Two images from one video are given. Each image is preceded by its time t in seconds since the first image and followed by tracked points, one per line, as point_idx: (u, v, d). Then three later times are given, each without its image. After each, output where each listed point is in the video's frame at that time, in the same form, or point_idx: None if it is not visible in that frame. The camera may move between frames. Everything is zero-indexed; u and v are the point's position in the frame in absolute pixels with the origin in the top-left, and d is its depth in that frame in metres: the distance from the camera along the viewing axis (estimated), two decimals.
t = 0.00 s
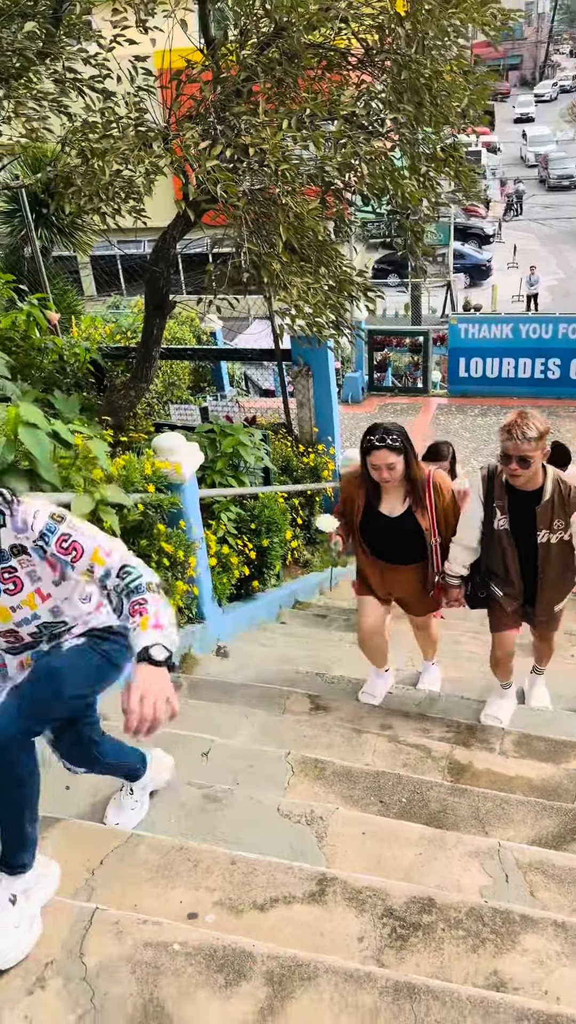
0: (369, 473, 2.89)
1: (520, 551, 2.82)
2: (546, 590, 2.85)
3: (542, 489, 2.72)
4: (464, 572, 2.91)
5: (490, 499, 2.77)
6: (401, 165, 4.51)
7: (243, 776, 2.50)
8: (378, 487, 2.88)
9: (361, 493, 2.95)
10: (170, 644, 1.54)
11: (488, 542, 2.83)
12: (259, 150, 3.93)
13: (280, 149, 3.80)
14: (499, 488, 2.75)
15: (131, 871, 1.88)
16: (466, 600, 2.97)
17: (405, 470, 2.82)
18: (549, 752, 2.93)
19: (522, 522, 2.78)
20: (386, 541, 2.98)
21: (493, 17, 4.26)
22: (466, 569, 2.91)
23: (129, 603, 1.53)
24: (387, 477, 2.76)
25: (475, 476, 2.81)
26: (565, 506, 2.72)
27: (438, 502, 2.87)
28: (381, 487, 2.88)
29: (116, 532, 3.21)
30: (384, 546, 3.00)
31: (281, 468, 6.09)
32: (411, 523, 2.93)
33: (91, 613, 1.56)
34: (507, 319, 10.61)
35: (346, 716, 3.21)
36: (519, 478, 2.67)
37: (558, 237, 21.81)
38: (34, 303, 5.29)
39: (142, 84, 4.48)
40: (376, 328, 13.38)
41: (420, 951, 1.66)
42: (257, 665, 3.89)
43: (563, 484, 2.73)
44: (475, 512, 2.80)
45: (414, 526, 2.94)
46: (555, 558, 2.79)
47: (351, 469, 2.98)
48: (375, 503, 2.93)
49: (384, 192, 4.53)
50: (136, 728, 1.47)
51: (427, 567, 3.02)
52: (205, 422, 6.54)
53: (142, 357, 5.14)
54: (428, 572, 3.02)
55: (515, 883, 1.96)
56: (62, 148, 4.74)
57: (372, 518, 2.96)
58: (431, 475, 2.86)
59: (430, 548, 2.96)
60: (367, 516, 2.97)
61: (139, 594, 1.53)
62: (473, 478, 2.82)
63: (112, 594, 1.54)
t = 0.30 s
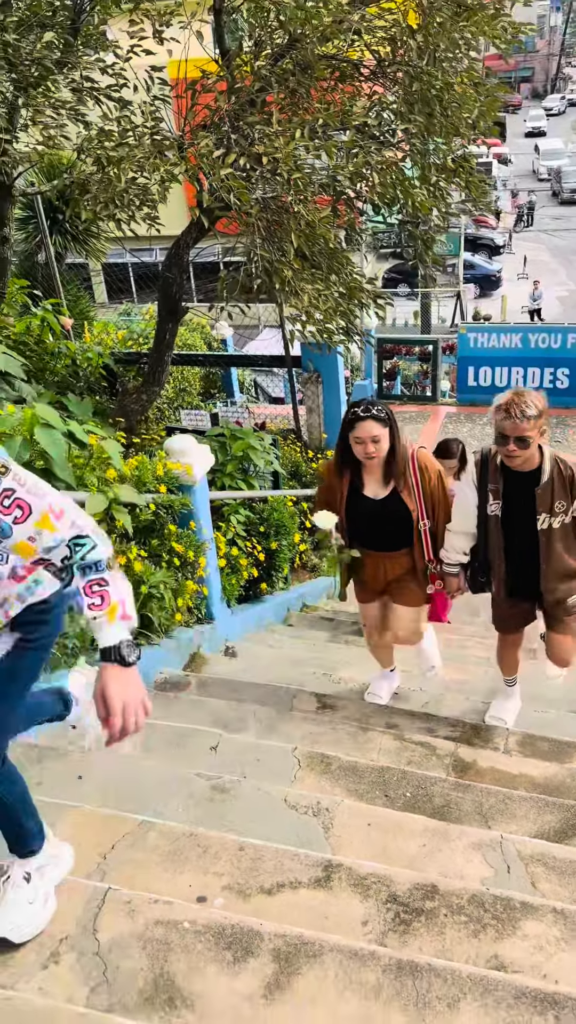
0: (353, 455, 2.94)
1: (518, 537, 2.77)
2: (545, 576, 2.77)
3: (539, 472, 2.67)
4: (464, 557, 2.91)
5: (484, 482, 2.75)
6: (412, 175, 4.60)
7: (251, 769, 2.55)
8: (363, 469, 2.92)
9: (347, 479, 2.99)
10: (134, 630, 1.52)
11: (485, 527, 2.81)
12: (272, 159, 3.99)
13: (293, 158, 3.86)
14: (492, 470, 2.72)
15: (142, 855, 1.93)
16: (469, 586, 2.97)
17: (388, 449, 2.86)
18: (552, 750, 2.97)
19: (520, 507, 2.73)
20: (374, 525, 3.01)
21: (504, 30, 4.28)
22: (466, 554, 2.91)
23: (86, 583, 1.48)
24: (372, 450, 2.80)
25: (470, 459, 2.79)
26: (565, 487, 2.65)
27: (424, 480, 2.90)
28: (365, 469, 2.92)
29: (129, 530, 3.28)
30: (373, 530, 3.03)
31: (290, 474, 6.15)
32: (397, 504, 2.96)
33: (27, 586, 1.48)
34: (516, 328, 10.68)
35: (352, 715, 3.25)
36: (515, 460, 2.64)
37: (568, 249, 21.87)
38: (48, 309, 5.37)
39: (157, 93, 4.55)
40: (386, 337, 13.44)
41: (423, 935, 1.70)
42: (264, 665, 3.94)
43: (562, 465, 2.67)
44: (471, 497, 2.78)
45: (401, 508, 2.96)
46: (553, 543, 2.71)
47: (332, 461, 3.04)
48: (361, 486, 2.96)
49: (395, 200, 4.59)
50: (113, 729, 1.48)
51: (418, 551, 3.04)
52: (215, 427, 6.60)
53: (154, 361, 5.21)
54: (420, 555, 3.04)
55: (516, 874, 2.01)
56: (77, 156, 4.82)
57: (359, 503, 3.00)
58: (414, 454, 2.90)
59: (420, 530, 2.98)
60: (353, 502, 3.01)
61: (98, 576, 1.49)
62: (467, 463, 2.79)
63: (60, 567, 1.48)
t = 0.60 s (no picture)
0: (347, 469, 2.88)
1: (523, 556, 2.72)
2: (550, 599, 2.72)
3: (557, 496, 2.58)
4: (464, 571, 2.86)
5: (496, 502, 2.68)
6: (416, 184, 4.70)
7: (253, 761, 2.60)
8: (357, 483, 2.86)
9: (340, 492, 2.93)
10: None
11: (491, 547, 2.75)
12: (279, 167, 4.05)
13: (299, 165, 3.94)
14: (506, 492, 2.65)
15: (147, 840, 1.98)
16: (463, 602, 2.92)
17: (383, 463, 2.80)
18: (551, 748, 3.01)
19: (529, 527, 2.66)
20: (368, 540, 2.95)
21: (507, 41, 4.34)
22: (465, 569, 2.87)
23: None
24: (365, 464, 2.74)
25: (482, 476, 2.71)
26: None
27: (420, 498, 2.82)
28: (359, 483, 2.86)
29: (135, 529, 3.34)
30: (367, 545, 2.97)
31: (294, 477, 6.21)
32: (392, 521, 2.89)
33: None
34: (520, 337, 10.73)
35: (353, 712, 3.30)
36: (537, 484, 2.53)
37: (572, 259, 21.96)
38: (56, 313, 5.45)
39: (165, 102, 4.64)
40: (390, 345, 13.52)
41: (420, 917, 1.75)
42: (267, 664, 4.00)
43: None
44: (480, 515, 2.72)
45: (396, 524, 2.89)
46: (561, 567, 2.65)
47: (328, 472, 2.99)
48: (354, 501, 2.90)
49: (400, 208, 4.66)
50: None
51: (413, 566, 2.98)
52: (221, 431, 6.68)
53: (160, 365, 5.28)
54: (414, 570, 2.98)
55: (512, 862, 2.05)
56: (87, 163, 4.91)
57: (353, 515, 2.94)
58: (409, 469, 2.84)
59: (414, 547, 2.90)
60: (348, 515, 2.95)
61: None
62: (479, 478, 2.72)
63: None
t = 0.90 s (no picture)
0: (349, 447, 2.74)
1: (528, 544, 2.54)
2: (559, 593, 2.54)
3: (563, 471, 2.43)
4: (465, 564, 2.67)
5: (499, 481, 2.51)
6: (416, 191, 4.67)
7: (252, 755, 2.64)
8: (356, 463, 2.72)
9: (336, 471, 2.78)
10: None
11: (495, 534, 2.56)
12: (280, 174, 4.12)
13: (299, 173, 4.01)
14: (509, 470, 2.48)
15: (149, 828, 2.02)
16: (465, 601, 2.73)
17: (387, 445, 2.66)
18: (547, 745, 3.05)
19: (534, 510, 2.50)
20: (360, 526, 2.81)
21: (506, 51, 4.41)
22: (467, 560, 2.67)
23: None
24: (366, 443, 2.60)
25: (483, 456, 2.55)
26: None
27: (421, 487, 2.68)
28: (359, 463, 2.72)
29: (137, 528, 3.39)
30: (357, 532, 2.84)
31: (294, 481, 6.27)
32: (387, 509, 2.74)
33: None
34: (519, 344, 10.80)
35: (351, 710, 3.34)
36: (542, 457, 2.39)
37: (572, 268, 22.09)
38: (60, 318, 5.53)
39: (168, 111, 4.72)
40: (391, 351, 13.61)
41: (414, 902, 1.80)
42: (266, 663, 4.04)
43: None
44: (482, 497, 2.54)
45: (390, 512, 2.75)
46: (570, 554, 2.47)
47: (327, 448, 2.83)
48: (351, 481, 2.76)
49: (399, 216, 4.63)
50: None
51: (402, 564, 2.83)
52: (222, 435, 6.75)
53: (162, 369, 5.34)
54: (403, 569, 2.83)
55: (506, 852, 2.10)
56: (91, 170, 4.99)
57: (349, 497, 2.79)
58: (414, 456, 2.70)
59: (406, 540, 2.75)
60: (343, 496, 2.79)
61: None
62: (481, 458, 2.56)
63: None
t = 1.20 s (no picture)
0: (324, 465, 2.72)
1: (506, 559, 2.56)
2: (538, 596, 2.57)
3: (536, 489, 2.45)
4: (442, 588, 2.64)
5: (475, 502, 2.51)
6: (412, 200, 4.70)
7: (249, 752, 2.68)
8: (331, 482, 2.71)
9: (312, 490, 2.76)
10: None
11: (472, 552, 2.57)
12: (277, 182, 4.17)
13: (297, 180, 4.08)
14: (484, 491, 2.49)
15: (147, 820, 2.07)
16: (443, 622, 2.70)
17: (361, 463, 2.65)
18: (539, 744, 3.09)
19: (509, 526, 2.51)
20: (336, 544, 2.80)
21: (500, 61, 4.48)
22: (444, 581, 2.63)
23: None
24: (339, 462, 2.59)
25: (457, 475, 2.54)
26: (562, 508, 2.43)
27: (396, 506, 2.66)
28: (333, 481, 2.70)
29: (136, 529, 3.44)
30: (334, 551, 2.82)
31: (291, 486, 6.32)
32: (363, 529, 2.72)
33: None
34: (515, 351, 10.87)
35: (346, 710, 3.38)
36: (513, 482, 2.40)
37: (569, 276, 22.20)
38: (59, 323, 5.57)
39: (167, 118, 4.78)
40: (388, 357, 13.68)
41: (407, 891, 1.84)
42: (264, 664, 4.08)
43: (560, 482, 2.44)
44: (460, 518, 2.54)
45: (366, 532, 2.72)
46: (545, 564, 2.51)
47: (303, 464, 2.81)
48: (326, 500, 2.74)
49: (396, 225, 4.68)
50: None
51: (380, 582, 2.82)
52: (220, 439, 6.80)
53: (161, 373, 5.38)
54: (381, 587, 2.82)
55: (497, 845, 2.14)
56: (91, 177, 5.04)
57: (325, 515, 2.77)
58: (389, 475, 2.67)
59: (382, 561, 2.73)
60: (319, 512, 2.78)
61: None
62: (455, 479, 2.56)
63: None
